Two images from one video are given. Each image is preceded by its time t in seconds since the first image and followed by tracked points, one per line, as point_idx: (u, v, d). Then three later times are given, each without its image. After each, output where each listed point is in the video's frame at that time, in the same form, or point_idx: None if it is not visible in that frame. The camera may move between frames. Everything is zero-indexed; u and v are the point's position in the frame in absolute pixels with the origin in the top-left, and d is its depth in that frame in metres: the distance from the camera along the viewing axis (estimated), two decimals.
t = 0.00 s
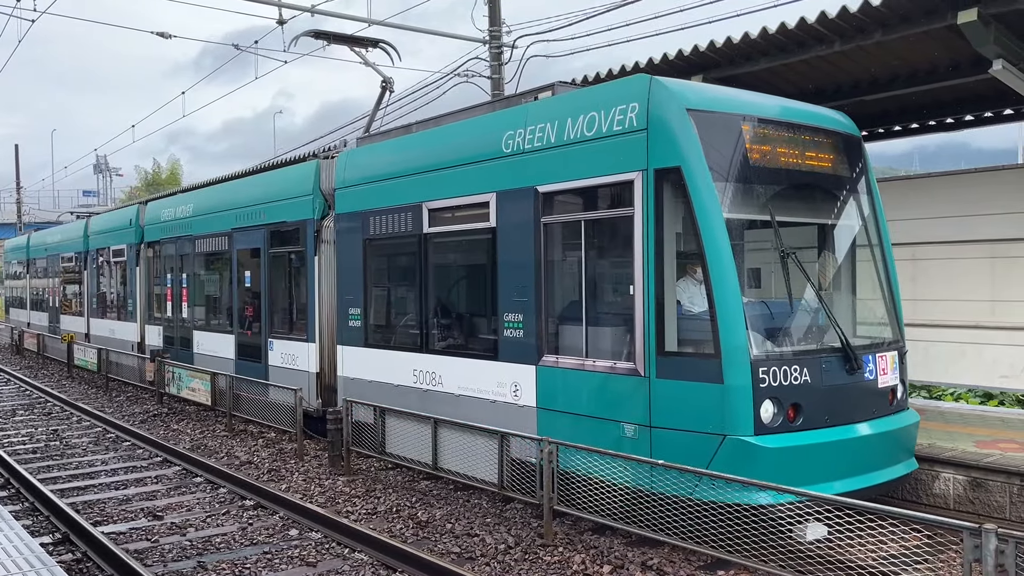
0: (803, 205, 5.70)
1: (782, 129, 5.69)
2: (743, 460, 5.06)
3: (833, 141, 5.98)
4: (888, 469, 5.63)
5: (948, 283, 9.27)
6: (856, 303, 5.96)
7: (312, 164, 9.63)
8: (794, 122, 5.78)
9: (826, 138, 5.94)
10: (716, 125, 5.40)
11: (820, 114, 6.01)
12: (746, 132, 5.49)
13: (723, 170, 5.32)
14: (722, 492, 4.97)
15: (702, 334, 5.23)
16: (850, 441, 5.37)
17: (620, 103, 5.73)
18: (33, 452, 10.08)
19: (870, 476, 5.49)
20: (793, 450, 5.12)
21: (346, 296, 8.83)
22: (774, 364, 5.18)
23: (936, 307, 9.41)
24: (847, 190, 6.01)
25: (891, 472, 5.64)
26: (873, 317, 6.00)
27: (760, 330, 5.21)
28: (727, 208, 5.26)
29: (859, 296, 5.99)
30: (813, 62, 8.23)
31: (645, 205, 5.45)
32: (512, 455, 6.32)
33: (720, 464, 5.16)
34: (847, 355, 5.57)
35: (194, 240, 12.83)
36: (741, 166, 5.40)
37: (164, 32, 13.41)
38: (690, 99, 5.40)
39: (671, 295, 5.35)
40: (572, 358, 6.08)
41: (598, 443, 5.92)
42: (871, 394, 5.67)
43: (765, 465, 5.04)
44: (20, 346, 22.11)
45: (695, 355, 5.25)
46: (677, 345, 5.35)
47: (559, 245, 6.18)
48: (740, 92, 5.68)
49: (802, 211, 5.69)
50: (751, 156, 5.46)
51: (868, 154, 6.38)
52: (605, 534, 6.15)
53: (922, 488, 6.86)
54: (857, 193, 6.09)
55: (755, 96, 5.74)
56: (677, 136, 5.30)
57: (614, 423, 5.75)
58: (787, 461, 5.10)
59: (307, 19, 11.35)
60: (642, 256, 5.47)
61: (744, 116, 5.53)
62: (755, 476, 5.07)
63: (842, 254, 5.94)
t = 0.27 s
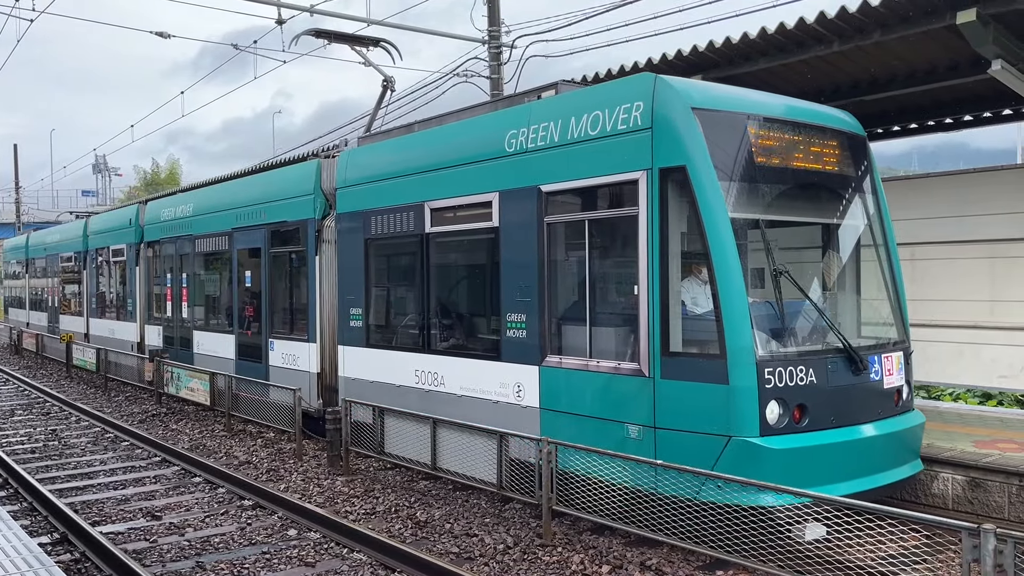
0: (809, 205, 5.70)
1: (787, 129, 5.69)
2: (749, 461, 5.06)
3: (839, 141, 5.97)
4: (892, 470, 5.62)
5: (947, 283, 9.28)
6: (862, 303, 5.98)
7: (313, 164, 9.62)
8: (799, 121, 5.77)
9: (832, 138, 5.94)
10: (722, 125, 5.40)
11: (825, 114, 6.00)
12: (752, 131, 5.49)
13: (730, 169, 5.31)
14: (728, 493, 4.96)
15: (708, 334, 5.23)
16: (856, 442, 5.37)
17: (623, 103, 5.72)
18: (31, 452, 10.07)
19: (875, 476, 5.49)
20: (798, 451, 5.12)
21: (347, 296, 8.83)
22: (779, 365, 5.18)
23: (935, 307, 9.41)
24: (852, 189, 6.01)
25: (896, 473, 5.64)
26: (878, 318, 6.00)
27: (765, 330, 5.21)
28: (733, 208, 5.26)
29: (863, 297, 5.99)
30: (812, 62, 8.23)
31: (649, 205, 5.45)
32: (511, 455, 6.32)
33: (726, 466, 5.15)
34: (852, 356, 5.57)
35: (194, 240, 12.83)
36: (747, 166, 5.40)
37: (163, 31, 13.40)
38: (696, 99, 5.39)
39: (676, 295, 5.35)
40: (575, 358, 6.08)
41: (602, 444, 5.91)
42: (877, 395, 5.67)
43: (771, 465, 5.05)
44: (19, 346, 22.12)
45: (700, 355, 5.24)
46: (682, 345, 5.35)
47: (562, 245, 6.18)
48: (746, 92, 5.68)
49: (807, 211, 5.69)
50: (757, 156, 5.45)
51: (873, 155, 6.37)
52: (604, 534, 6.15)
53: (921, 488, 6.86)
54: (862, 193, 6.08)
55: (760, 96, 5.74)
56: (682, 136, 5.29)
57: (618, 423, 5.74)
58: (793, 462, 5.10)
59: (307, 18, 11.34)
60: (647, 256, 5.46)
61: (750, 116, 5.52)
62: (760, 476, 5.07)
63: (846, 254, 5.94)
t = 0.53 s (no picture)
0: (809, 206, 5.70)
1: (788, 129, 5.68)
2: (750, 462, 5.05)
3: (839, 140, 5.97)
4: (893, 470, 5.62)
5: (947, 284, 9.28)
6: (862, 303, 5.97)
7: (313, 164, 9.62)
8: (800, 121, 5.77)
9: (833, 138, 5.93)
10: (723, 125, 5.40)
11: (826, 114, 6.00)
12: (753, 131, 5.48)
13: (731, 169, 5.31)
14: (729, 494, 4.96)
15: (708, 334, 5.23)
16: (857, 443, 5.37)
17: (624, 102, 5.72)
18: (31, 452, 10.06)
19: (876, 477, 5.49)
20: (799, 451, 5.12)
21: (347, 296, 8.83)
22: (781, 365, 5.18)
23: (935, 307, 9.40)
24: (852, 189, 6.00)
25: (897, 474, 5.64)
26: (879, 318, 6.00)
27: (766, 331, 5.20)
28: (733, 208, 5.25)
29: (864, 297, 5.99)
30: (812, 62, 8.23)
31: (650, 205, 5.44)
32: (511, 455, 6.32)
33: (726, 466, 5.14)
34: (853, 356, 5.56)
35: (194, 240, 12.82)
36: (748, 166, 5.40)
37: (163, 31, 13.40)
38: (697, 99, 5.38)
39: (677, 295, 5.34)
40: (575, 359, 6.08)
41: (602, 445, 5.90)
42: (878, 395, 5.67)
43: (772, 466, 5.04)
44: (19, 345, 22.12)
45: (701, 355, 5.24)
46: (683, 345, 5.34)
47: (563, 245, 6.17)
48: (747, 92, 5.67)
49: (807, 211, 5.69)
50: (758, 156, 5.45)
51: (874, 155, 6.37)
52: (604, 534, 6.15)
53: (921, 488, 6.86)
54: (863, 193, 6.08)
55: (761, 96, 5.73)
56: (683, 136, 5.29)
57: (619, 424, 5.74)
58: (794, 462, 5.10)
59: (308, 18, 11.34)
60: (648, 255, 5.46)
61: (751, 116, 5.52)
62: (761, 476, 5.07)
63: (847, 254, 5.94)
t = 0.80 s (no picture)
0: (810, 206, 5.70)
1: (789, 129, 5.68)
2: (751, 462, 5.06)
3: (840, 140, 5.97)
4: (894, 470, 5.62)
5: (948, 284, 9.27)
6: (863, 304, 5.97)
7: (314, 164, 9.62)
8: (801, 121, 5.77)
9: (833, 138, 5.93)
10: (724, 125, 5.40)
11: (827, 114, 5.99)
12: (753, 131, 5.48)
13: (731, 169, 5.31)
14: (729, 494, 4.95)
15: (709, 334, 5.22)
16: (857, 443, 5.37)
17: (624, 102, 5.72)
18: (31, 452, 10.06)
19: (877, 476, 5.49)
20: (800, 451, 5.12)
21: (348, 296, 8.83)
22: (781, 365, 5.18)
23: (936, 308, 9.40)
24: (853, 189, 6.00)
25: (898, 474, 5.64)
26: (879, 318, 6.00)
27: (766, 331, 5.20)
28: (733, 208, 5.25)
29: (864, 297, 5.99)
30: (813, 62, 8.23)
31: (650, 205, 5.45)
32: (511, 455, 6.33)
33: (727, 466, 5.14)
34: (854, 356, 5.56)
35: (195, 240, 12.83)
36: (748, 166, 5.40)
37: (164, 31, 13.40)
38: (698, 99, 5.39)
39: (677, 295, 5.34)
40: (576, 359, 6.08)
41: (602, 445, 5.90)
42: (878, 396, 5.67)
43: (772, 466, 5.05)
44: (20, 345, 22.15)
45: (702, 355, 5.24)
46: (683, 345, 5.34)
47: (563, 244, 6.17)
48: (748, 92, 5.67)
49: (808, 211, 5.69)
50: (759, 156, 5.45)
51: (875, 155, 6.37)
52: (604, 534, 6.15)
53: (921, 489, 6.86)
54: (863, 193, 6.08)
55: (762, 95, 5.73)
56: (684, 136, 5.29)
57: (619, 424, 5.74)
58: (794, 462, 5.10)
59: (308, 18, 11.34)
60: (648, 255, 5.45)
61: (752, 116, 5.52)
62: (762, 476, 5.07)
63: (847, 255, 5.94)
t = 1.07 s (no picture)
0: (811, 206, 5.70)
1: (790, 129, 5.68)
2: (752, 462, 5.06)
3: (842, 141, 5.97)
4: (896, 471, 5.61)
5: (950, 285, 9.27)
6: (865, 304, 5.97)
7: (315, 164, 9.63)
8: (803, 121, 5.77)
9: (834, 139, 5.93)
10: (725, 125, 5.39)
11: (828, 114, 5.99)
12: (755, 131, 5.48)
13: (732, 170, 5.31)
14: (731, 495, 4.95)
15: (710, 334, 5.22)
16: (859, 443, 5.36)
17: (626, 102, 5.72)
18: (33, 451, 10.07)
19: (878, 477, 5.48)
20: (801, 452, 5.12)
21: (350, 296, 8.84)
22: (783, 365, 5.18)
23: (937, 308, 9.39)
24: (855, 189, 6.00)
25: (899, 474, 5.64)
26: (881, 319, 5.99)
27: (768, 331, 5.20)
28: (735, 208, 5.25)
29: (865, 297, 5.98)
30: (815, 62, 8.23)
31: (651, 206, 5.45)
32: (512, 455, 6.34)
33: (729, 466, 5.14)
34: (855, 357, 5.55)
35: (196, 240, 12.83)
36: (750, 166, 5.40)
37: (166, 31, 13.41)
38: (699, 99, 5.38)
39: (679, 295, 5.34)
40: (577, 359, 6.08)
41: (604, 444, 5.90)
42: (880, 396, 5.67)
43: (773, 466, 5.05)
44: (21, 345, 22.17)
45: (703, 355, 5.24)
46: (685, 346, 5.34)
47: (564, 244, 6.18)
48: (749, 93, 5.67)
49: (809, 211, 5.69)
50: (760, 156, 5.45)
51: (876, 155, 6.37)
52: (606, 534, 6.14)
53: (923, 489, 6.85)
54: (864, 193, 6.08)
55: (763, 96, 5.73)
56: (686, 136, 5.29)
57: (621, 424, 5.74)
58: (796, 463, 5.10)
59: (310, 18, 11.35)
60: (650, 255, 5.45)
61: (753, 116, 5.52)
62: (763, 476, 5.08)
63: (849, 255, 5.94)
